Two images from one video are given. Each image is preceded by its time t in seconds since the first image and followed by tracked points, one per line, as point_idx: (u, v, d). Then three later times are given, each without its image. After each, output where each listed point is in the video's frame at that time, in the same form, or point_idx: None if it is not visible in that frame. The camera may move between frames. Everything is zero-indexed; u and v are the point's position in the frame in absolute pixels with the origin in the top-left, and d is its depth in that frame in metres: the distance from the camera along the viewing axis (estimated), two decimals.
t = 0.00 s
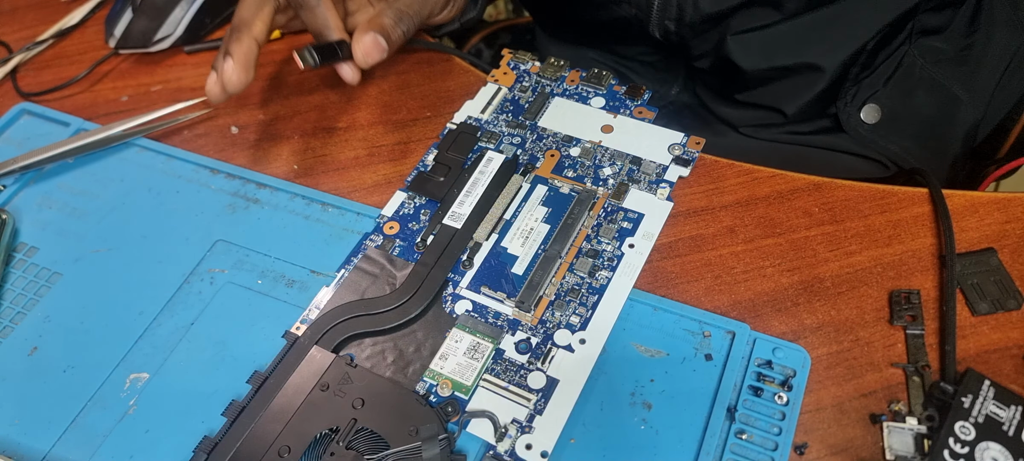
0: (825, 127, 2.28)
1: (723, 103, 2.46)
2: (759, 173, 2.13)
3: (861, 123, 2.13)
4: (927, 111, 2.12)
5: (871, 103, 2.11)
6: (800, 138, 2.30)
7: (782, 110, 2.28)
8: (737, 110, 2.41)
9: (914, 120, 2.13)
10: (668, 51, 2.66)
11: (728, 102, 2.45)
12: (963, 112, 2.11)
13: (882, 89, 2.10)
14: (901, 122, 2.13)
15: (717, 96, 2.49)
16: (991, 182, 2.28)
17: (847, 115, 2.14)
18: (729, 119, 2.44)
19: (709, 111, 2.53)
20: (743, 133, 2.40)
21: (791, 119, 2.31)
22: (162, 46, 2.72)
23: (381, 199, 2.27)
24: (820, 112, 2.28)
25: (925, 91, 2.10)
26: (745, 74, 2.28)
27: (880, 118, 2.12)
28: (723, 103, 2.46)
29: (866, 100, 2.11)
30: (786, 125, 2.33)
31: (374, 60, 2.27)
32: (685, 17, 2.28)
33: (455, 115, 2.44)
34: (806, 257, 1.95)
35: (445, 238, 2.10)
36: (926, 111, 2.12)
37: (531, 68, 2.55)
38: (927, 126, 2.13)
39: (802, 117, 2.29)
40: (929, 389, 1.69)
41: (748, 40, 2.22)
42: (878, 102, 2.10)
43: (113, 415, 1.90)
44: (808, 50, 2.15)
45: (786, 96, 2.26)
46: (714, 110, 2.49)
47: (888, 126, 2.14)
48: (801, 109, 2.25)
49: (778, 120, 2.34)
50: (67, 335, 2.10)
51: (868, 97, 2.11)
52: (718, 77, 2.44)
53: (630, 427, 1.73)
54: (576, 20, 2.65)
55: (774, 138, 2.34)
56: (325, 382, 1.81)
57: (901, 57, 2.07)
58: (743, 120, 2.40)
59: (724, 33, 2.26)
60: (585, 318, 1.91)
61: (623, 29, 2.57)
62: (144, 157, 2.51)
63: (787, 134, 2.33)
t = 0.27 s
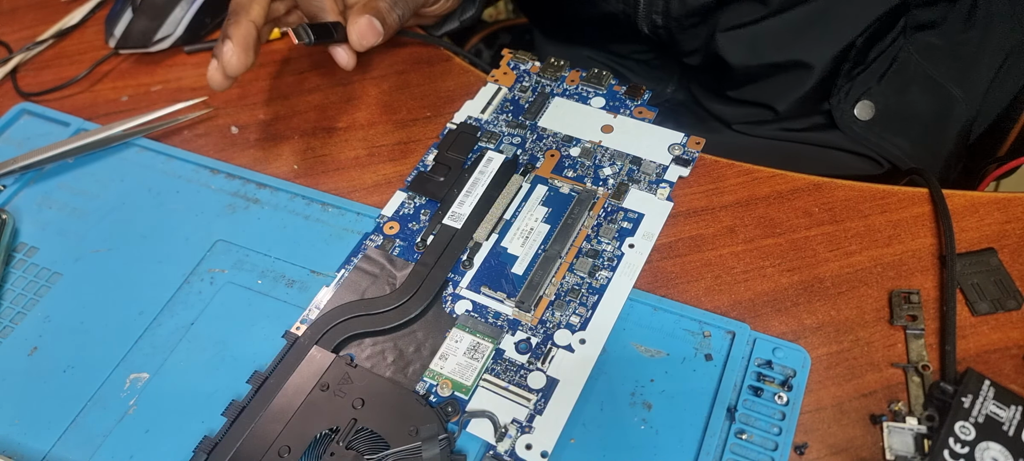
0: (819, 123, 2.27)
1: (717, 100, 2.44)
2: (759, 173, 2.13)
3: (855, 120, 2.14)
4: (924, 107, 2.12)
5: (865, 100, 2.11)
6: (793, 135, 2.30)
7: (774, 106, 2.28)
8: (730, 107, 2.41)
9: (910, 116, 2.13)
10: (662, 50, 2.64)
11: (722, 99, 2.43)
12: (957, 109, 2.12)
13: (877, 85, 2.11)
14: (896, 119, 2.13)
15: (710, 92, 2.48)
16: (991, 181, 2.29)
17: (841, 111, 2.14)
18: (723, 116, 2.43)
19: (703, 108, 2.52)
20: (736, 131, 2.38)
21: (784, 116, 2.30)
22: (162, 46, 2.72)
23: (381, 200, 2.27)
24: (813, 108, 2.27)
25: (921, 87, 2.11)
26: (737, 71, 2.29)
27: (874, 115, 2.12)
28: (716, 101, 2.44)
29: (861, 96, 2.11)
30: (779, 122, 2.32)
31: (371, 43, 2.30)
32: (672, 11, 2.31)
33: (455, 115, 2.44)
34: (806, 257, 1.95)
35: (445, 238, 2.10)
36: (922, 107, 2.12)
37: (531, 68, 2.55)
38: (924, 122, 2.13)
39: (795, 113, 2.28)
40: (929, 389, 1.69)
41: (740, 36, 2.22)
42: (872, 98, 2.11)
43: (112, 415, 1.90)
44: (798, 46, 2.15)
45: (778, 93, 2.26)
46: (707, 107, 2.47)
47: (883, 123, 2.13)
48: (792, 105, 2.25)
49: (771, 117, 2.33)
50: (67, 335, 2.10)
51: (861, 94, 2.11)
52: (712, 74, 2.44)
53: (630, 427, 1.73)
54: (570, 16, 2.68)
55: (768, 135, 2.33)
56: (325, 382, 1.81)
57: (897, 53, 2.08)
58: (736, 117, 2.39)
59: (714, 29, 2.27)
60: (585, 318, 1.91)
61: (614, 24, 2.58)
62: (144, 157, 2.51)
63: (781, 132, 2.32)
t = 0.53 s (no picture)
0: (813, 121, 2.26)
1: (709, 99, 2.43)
2: (759, 173, 2.13)
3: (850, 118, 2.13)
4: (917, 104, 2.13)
5: (859, 98, 2.11)
6: (787, 133, 2.29)
7: (769, 104, 2.27)
8: (724, 106, 2.39)
9: (903, 114, 2.14)
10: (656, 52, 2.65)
11: (716, 98, 2.42)
12: (951, 105, 2.13)
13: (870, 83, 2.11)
14: (889, 116, 2.14)
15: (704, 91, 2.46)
16: (991, 182, 2.29)
17: (835, 110, 2.13)
18: (717, 115, 2.41)
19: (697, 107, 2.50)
20: (732, 130, 2.37)
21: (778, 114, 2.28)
22: (162, 46, 2.72)
23: (381, 199, 2.27)
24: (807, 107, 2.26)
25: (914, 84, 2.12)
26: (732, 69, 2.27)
27: (868, 112, 2.12)
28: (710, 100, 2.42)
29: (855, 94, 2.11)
30: (774, 121, 2.31)
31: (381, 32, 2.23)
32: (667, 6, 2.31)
33: (455, 115, 2.44)
34: (806, 257, 1.95)
35: (445, 238, 2.10)
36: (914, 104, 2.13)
37: (531, 68, 2.55)
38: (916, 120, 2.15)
39: (789, 112, 2.27)
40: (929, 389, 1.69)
41: (735, 34, 2.21)
42: (865, 96, 2.11)
43: (112, 415, 1.90)
44: (795, 44, 2.13)
45: (772, 91, 2.25)
46: (701, 106, 2.46)
47: (877, 120, 2.14)
48: (787, 104, 2.24)
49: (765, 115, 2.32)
50: (67, 335, 2.10)
51: (855, 92, 2.11)
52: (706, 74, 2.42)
53: (630, 427, 1.73)
54: (567, 15, 2.68)
55: (763, 134, 2.32)
56: (325, 382, 1.81)
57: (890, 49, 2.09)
58: (730, 116, 2.38)
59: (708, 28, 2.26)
60: (585, 318, 1.91)
61: (610, 20, 2.59)
62: (144, 157, 2.51)
63: (775, 130, 2.31)
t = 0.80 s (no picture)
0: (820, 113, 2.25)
1: (714, 95, 2.39)
2: (759, 173, 2.13)
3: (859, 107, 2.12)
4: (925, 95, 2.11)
5: (864, 88, 2.12)
6: (795, 126, 2.26)
7: (782, 95, 2.23)
8: (733, 101, 2.35)
9: (913, 103, 2.10)
10: (662, 47, 2.57)
11: (722, 94, 2.38)
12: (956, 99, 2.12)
13: (878, 71, 2.12)
14: (898, 107, 2.11)
15: (711, 88, 2.42)
16: (992, 181, 2.32)
17: (842, 99, 2.14)
18: (724, 111, 2.37)
19: (703, 106, 2.45)
20: (740, 126, 2.34)
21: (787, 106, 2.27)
22: (162, 46, 2.72)
23: (381, 199, 2.27)
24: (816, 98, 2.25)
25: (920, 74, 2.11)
26: (741, 61, 2.24)
27: (875, 102, 2.11)
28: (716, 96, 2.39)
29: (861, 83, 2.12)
30: (782, 113, 2.29)
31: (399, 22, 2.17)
32: None
33: (455, 115, 2.44)
34: (806, 257, 1.95)
35: (445, 238, 2.10)
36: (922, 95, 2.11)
37: (531, 68, 2.55)
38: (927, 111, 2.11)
39: (799, 103, 2.26)
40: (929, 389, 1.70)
41: (746, 23, 2.19)
42: (870, 86, 2.12)
43: (112, 415, 1.90)
44: (805, 33, 2.13)
45: (784, 81, 2.22)
46: (706, 101, 2.42)
47: (886, 111, 2.11)
48: (799, 93, 2.21)
49: (774, 107, 2.29)
50: (67, 335, 2.10)
51: (859, 83, 2.12)
52: (713, 69, 2.39)
53: (631, 427, 1.73)
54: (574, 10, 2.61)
55: (768, 128, 2.30)
56: (325, 382, 1.81)
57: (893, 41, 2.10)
58: (738, 110, 2.34)
59: (721, 17, 2.22)
60: (585, 318, 1.91)
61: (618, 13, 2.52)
62: (144, 157, 2.51)
63: (783, 124, 2.29)
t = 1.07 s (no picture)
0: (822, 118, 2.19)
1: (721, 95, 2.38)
2: (759, 173, 2.13)
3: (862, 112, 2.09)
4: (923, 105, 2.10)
5: (868, 95, 2.08)
6: (796, 129, 2.22)
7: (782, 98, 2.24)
8: (733, 101, 2.36)
9: (911, 111, 2.10)
10: (668, 42, 2.63)
11: (727, 94, 2.38)
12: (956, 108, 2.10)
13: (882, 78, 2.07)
14: (898, 113, 2.10)
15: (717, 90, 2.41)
16: (991, 182, 2.27)
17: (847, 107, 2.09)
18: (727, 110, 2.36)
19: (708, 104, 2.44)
20: (742, 125, 2.32)
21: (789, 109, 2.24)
22: (162, 46, 2.72)
23: (381, 200, 2.27)
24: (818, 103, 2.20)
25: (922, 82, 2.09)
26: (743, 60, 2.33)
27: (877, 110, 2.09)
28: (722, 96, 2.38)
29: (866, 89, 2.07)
30: (784, 116, 2.25)
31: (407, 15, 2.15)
32: None
33: (455, 115, 2.44)
34: (806, 257, 1.95)
35: (445, 238, 2.10)
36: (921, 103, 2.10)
37: (531, 68, 2.55)
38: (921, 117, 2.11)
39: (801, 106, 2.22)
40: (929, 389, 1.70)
41: (754, 20, 2.24)
42: (874, 94, 2.08)
43: (112, 416, 1.90)
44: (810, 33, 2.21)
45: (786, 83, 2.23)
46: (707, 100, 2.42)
47: (886, 119, 2.11)
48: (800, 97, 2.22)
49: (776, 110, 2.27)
50: (67, 335, 2.10)
51: (864, 90, 2.08)
52: (720, 69, 2.43)
53: (631, 427, 1.73)
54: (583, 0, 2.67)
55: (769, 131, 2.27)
56: (325, 382, 1.81)
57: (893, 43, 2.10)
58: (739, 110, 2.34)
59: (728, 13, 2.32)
60: (585, 318, 1.91)
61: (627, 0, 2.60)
62: (144, 157, 2.51)
63: (784, 126, 2.24)
